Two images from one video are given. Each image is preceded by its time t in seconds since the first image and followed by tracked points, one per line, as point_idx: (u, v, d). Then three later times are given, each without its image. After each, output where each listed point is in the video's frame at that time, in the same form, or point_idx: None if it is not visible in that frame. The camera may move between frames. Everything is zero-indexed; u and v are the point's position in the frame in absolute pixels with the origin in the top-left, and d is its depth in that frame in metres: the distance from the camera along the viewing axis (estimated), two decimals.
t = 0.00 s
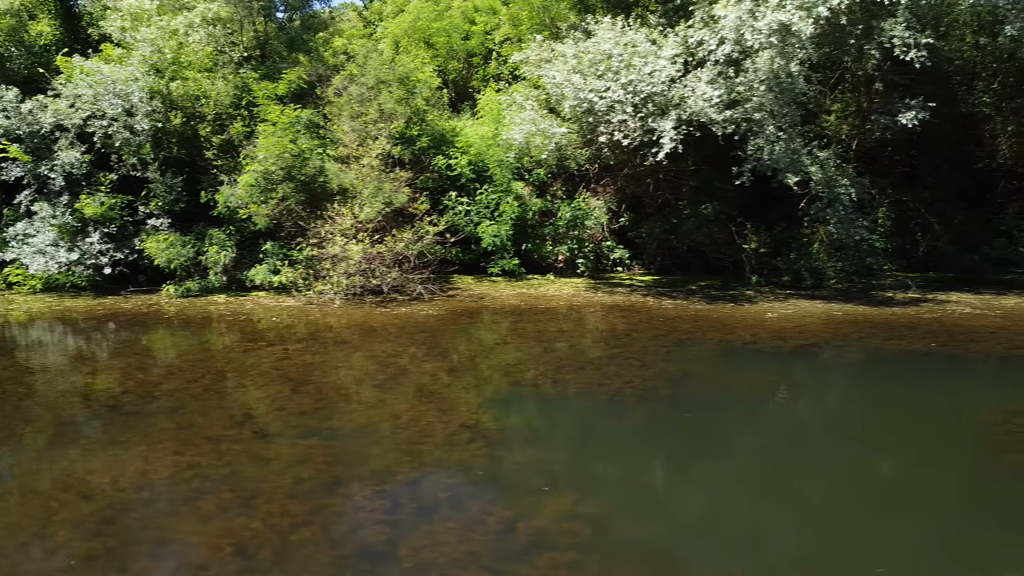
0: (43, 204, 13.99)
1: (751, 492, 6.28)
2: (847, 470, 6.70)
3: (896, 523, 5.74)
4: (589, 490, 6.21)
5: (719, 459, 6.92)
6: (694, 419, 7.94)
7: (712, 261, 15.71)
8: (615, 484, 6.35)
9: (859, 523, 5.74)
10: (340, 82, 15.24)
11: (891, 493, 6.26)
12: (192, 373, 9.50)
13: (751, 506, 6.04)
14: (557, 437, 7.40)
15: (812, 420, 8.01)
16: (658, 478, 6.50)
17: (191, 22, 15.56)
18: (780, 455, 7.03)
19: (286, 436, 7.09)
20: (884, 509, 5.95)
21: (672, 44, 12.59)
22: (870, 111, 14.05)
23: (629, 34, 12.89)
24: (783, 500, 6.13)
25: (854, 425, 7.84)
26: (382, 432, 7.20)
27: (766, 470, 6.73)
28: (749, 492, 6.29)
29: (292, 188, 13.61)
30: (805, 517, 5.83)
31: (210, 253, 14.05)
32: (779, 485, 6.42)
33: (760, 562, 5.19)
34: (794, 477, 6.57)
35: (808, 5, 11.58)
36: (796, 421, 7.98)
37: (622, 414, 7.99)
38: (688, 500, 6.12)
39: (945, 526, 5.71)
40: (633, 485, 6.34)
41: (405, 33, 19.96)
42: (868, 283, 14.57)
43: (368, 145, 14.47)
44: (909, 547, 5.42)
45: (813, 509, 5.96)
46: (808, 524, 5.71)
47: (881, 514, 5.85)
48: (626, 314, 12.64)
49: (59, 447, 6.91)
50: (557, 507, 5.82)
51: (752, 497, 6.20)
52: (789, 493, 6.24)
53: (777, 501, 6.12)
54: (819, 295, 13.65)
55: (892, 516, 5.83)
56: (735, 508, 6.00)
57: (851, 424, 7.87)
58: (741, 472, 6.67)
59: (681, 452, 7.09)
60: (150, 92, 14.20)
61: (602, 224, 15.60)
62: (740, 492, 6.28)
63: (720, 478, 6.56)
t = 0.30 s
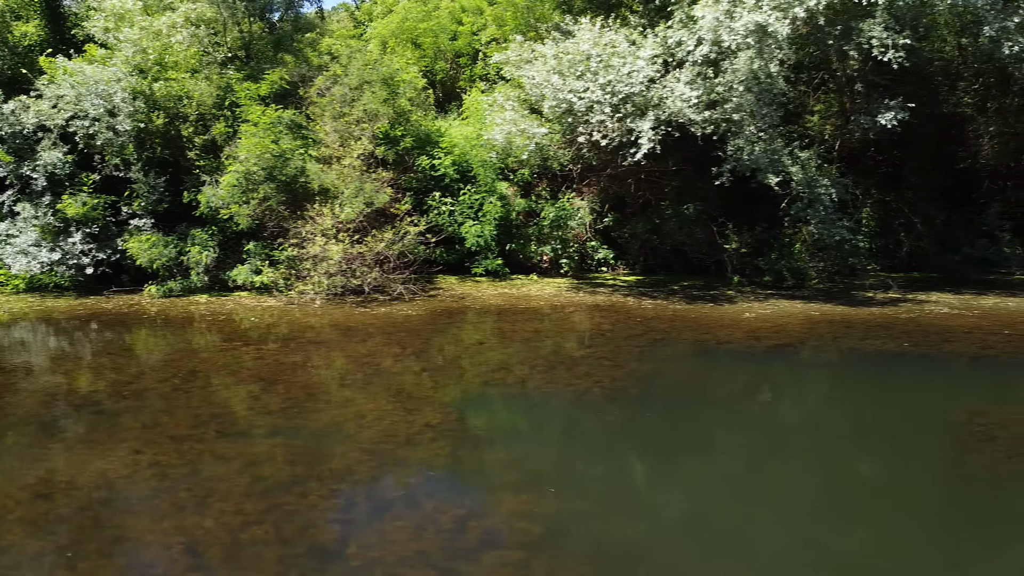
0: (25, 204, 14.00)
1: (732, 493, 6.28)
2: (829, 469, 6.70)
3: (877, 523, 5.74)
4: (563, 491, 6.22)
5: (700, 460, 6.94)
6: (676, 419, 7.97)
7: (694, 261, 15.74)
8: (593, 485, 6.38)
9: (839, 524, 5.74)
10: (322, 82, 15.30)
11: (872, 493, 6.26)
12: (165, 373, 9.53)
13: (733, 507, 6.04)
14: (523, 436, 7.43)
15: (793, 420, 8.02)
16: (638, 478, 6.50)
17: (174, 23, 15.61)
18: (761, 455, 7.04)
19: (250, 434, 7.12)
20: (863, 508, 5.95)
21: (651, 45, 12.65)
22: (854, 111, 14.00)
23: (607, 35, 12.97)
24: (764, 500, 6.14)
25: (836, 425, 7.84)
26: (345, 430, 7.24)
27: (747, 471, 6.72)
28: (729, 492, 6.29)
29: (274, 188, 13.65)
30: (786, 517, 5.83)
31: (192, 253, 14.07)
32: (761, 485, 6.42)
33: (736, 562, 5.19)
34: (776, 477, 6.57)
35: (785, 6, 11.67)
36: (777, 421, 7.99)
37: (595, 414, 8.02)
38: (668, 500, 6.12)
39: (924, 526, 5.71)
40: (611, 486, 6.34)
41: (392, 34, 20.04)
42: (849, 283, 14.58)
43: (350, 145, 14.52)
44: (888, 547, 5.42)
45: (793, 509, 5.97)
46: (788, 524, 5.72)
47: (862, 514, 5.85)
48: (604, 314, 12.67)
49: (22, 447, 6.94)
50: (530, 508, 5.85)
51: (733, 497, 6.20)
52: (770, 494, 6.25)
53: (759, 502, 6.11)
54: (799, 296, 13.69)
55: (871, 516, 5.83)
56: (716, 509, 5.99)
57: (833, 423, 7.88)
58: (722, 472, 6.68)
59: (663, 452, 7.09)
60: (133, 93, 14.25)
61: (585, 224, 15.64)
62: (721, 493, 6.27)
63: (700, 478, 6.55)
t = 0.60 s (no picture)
0: (7, 204, 14.04)
1: (716, 492, 6.25)
2: (813, 468, 6.68)
3: (861, 522, 5.71)
4: (542, 492, 6.20)
5: (684, 459, 6.91)
6: (660, 419, 7.95)
7: (677, 261, 15.77)
8: (573, 485, 6.37)
9: (824, 524, 5.70)
10: (304, 82, 15.35)
11: (855, 491, 6.24)
12: (138, 372, 9.57)
13: (718, 506, 6.01)
14: (494, 436, 7.44)
15: (776, 419, 8.01)
16: (620, 479, 6.47)
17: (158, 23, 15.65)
18: (746, 455, 7.02)
19: (213, 433, 7.15)
20: (848, 509, 5.91)
21: (630, 45, 12.68)
22: (835, 111, 13.84)
23: (586, 36, 13.00)
24: (750, 499, 6.10)
25: (816, 424, 7.83)
26: (308, 430, 7.26)
27: (730, 470, 6.70)
28: (712, 491, 6.26)
29: (254, 188, 13.67)
30: (771, 517, 5.79)
31: (174, 253, 14.10)
32: (745, 484, 6.39)
33: (719, 562, 5.16)
34: (759, 476, 6.54)
35: (761, 6, 11.72)
36: (761, 421, 7.97)
37: (573, 414, 8.01)
38: (650, 499, 6.09)
39: (908, 525, 5.67)
40: (592, 487, 6.31)
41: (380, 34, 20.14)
42: (831, 282, 14.58)
43: (332, 145, 14.58)
44: (872, 547, 5.38)
45: (778, 508, 5.94)
46: (774, 525, 5.68)
47: (846, 514, 5.82)
48: (583, 314, 12.68)
49: None
50: (505, 509, 5.85)
51: (717, 496, 6.17)
52: (754, 493, 6.22)
53: (743, 501, 6.08)
54: (779, 295, 13.70)
55: (857, 517, 5.80)
56: (700, 508, 5.96)
57: (816, 423, 7.86)
58: (705, 472, 6.65)
59: (645, 452, 7.06)
60: (115, 93, 14.30)
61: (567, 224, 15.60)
62: (706, 492, 6.24)
63: (683, 477, 6.52)
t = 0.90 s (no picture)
0: None
1: (693, 492, 6.24)
2: (790, 469, 6.68)
3: (838, 522, 5.70)
4: (518, 495, 6.19)
5: (665, 460, 6.87)
6: (643, 420, 7.92)
7: (660, 261, 15.82)
8: (551, 486, 6.36)
9: (804, 526, 5.68)
10: (286, 82, 15.40)
11: (832, 491, 6.23)
12: (111, 372, 9.57)
13: (696, 506, 6.00)
14: (466, 437, 7.43)
15: (759, 420, 7.98)
16: (598, 480, 6.45)
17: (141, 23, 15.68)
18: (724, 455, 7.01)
19: (175, 434, 7.16)
20: (826, 509, 5.90)
21: (609, 46, 12.70)
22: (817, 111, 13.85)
23: (565, 36, 13.02)
24: (734, 499, 6.08)
25: (793, 424, 7.82)
26: (271, 430, 7.27)
27: (709, 470, 6.68)
28: (690, 491, 6.25)
29: (235, 188, 13.70)
30: (749, 517, 5.79)
31: (155, 253, 14.11)
32: (723, 484, 6.37)
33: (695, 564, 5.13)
34: (737, 476, 6.54)
35: (737, 7, 11.88)
36: (744, 421, 7.94)
37: (550, 414, 8.01)
38: (628, 500, 6.08)
39: (886, 524, 5.66)
40: (569, 488, 6.31)
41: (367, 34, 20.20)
42: (813, 282, 14.57)
43: (314, 145, 14.64)
44: (850, 546, 5.37)
45: (764, 508, 5.92)
46: (760, 525, 5.66)
47: (823, 515, 5.81)
48: (562, 314, 12.69)
49: None
50: (485, 511, 5.83)
51: (695, 496, 6.16)
52: (732, 493, 6.21)
53: (720, 501, 6.07)
54: (760, 295, 13.70)
55: (834, 518, 5.78)
56: (677, 508, 5.95)
57: (798, 423, 7.84)
58: (684, 471, 6.64)
59: (624, 452, 7.05)
60: (97, 93, 14.31)
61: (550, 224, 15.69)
62: (683, 492, 6.23)
63: (661, 477, 6.51)
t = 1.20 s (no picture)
0: None
1: (674, 492, 6.22)
2: (771, 469, 6.66)
3: (818, 522, 5.69)
4: (495, 496, 6.17)
5: (647, 460, 6.85)
6: (627, 421, 7.88)
7: (644, 261, 15.82)
8: (530, 487, 6.33)
9: (785, 525, 5.66)
10: (267, 83, 15.43)
11: (812, 490, 6.22)
12: (84, 371, 9.59)
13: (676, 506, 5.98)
14: (438, 437, 7.42)
15: (739, 419, 7.97)
16: (578, 481, 6.43)
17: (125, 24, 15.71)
18: (705, 455, 7.00)
19: (140, 434, 7.17)
20: (806, 509, 5.89)
21: (588, 46, 12.72)
22: (799, 110, 13.84)
23: (544, 36, 13.04)
24: (715, 499, 6.07)
25: (770, 424, 7.82)
26: (236, 430, 7.28)
27: (689, 471, 6.67)
28: (671, 491, 6.23)
29: (216, 188, 13.71)
30: (731, 517, 5.77)
31: (138, 253, 14.13)
32: (703, 485, 6.36)
33: (677, 565, 5.12)
34: (718, 477, 6.52)
35: (714, 6, 11.87)
36: (724, 420, 7.93)
37: (527, 415, 7.99)
38: (608, 501, 6.06)
39: (866, 522, 5.65)
40: (548, 488, 6.29)
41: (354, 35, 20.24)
42: (796, 282, 14.57)
43: (296, 144, 14.68)
44: (832, 546, 5.35)
45: (753, 509, 5.90)
46: (750, 525, 5.65)
47: (804, 514, 5.80)
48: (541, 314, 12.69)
49: None
50: (463, 513, 5.81)
51: (675, 496, 6.14)
52: (712, 493, 6.19)
53: (701, 502, 6.06)
54: (741, 295, 13.68)
55: (814, 517, 5.76)
56: (659, 508, 5.93)
57: (776, 423, 7.83)
58: (665, 471, 6.62)
59: (604, 452, 7.03)
60: (79, 93, 14.32)
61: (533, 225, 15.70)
62: (664, 492, 6.21)
63: (642, 477, 6.50)
